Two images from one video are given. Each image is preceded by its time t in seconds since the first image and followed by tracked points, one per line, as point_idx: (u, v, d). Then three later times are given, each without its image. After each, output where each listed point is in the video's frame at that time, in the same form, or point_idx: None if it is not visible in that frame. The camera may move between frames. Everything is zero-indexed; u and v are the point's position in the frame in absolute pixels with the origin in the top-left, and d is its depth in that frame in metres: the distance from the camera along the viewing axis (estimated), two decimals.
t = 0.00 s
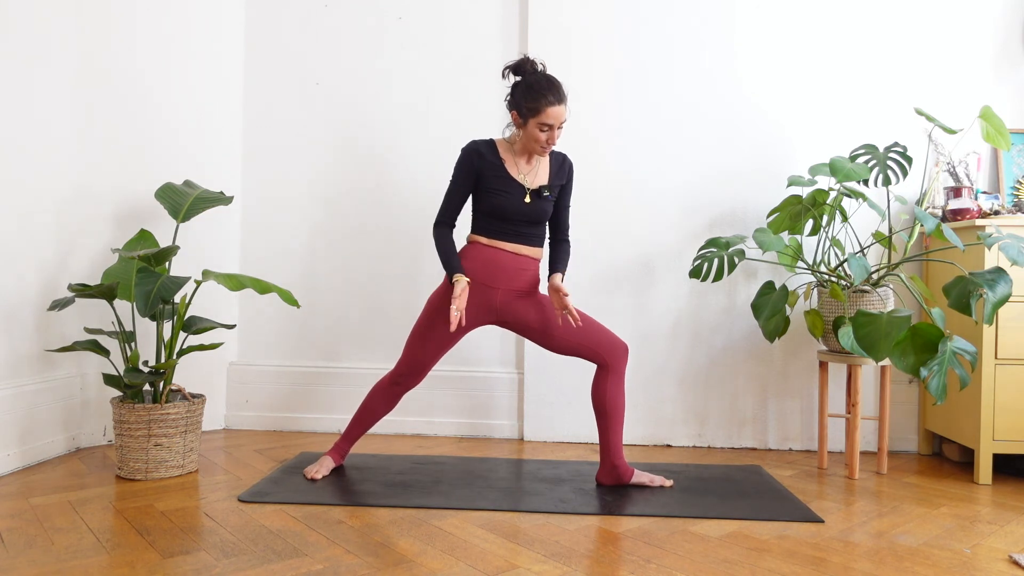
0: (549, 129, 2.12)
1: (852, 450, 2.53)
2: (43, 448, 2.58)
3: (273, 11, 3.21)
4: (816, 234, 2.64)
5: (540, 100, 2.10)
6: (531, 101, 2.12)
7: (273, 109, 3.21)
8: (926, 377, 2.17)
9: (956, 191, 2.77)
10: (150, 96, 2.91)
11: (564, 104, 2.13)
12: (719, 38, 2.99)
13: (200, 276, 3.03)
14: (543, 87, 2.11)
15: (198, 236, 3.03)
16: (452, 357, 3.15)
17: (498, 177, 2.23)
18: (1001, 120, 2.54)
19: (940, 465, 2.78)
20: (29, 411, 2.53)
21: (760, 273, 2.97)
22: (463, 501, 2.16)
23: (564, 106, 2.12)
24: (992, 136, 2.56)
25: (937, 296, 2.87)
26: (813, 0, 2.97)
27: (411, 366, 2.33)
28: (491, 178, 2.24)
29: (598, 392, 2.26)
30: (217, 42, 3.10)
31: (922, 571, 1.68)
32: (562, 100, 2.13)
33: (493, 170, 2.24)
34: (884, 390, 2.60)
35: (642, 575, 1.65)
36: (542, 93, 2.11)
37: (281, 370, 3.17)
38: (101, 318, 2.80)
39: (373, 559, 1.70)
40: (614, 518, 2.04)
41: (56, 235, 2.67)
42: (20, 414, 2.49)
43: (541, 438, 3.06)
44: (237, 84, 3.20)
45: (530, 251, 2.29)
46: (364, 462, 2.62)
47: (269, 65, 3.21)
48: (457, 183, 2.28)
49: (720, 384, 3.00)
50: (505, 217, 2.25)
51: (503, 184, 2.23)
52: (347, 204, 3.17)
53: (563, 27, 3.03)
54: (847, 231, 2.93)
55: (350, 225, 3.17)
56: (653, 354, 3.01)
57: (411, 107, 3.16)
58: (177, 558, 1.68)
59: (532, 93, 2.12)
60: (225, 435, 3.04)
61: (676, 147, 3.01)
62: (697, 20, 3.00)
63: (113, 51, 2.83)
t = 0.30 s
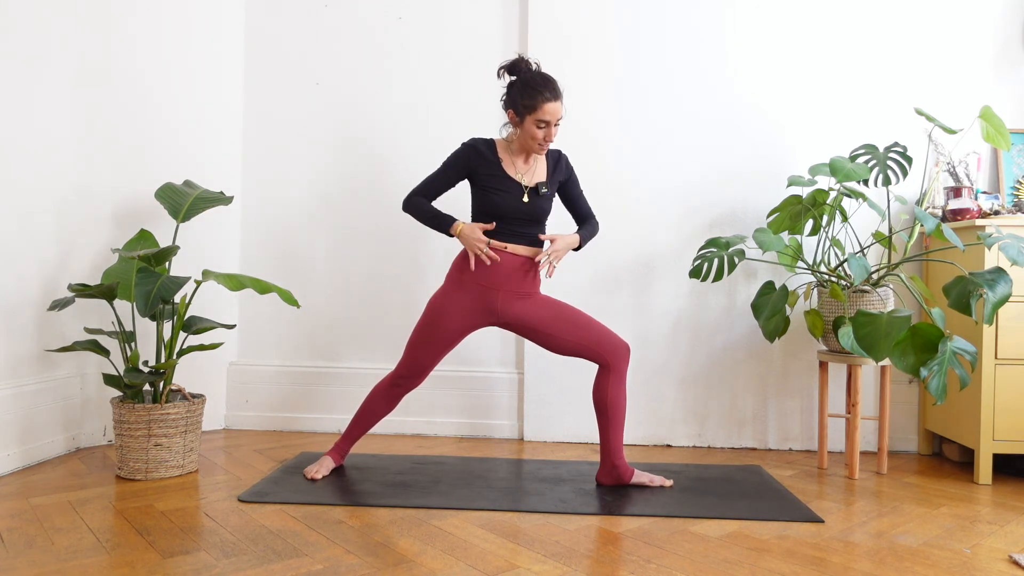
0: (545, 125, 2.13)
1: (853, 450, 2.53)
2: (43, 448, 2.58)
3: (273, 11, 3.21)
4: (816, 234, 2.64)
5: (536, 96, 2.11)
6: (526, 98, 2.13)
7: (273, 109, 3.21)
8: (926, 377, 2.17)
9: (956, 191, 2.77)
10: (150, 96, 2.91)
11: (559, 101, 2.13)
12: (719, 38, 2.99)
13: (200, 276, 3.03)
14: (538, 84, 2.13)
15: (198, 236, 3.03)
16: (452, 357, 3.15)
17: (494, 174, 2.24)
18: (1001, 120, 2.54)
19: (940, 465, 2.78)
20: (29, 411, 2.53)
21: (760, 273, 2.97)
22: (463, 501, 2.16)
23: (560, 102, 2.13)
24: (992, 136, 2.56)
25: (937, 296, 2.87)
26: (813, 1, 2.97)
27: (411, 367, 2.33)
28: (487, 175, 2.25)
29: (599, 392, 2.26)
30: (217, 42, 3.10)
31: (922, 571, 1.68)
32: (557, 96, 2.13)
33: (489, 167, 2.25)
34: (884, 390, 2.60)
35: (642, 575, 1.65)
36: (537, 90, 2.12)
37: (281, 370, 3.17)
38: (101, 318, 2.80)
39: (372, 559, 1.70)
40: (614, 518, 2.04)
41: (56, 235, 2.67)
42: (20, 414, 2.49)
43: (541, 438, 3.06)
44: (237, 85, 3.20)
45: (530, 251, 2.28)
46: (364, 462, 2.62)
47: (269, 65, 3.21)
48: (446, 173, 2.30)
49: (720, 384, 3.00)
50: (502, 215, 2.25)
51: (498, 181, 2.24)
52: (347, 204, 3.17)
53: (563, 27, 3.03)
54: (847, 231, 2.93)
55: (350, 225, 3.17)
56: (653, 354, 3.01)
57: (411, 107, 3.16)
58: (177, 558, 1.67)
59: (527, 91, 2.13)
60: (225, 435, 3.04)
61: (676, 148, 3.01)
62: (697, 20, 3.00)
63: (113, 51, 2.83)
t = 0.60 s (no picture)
0: (541, 116, 2.16)
1: (853, 450, 2.53)
2: (43, 448, 2.58)
3: (273, 11, 3.21)
4: (816, 234, 2.64)
5: (531, 88, 2.15)
6: (521, 90, 2.16)
7: (273, 109, 3.21)
8: (926, 377, 2.17)
9: (956, 191, 2.77)
10: (150, 96, 2.91)
11: (553, 92, 2.17)
12: (719, 38, 2.99)
13: (200, 276, 3.03)
14: (532, 76, 2.16)
15: (198, 236, 3.03)
16: (452, 357, 3.15)
17: (488, 169, 2.26)
18: (1001, 120, 2.54)
19: (940, 465, 2.78)
20: (29, 411, 2.53)
21: (760, 273, 2.97)
22: (463, 501, 2.16)
23: (553, 92, 2.17)
24: (992, 136, 2.56)
25: (937, 296, 2.87)
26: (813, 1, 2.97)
27: (411, 367, 2.33)
28: (482, 171, 2.26)
29: (599, 391, 2.26)
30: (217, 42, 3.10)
31: (922, 571, 1.68)
32: (550, 87, 2.18)
33: (484, 163, 2.26)
34: (884, 390, 2.60)
35: (642, 575, 1.65)
36: (531, 82, 2.16)
37: (281, 370, 3.17)
38: (101, 318, 2.80)
39: (372, 559, 1.70)
40: (614, 518, 2.04)
41: (56, 236, 2.67)
42: (20, 414, 2.49)
43: (541, 438, 3.06)
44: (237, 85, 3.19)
45: (530, 250, 2.29)
46: (364, 462, 2.62)
47: (269, 65, 3.21)
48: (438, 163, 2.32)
49: (720, 384, 3.00)
50: (497, 212, 2.25)
51: (493, 176, 2.25)
52: (346, 204, 3.17)
53: (563, 28, 3.03)
54: (847, 231, 2.93)
55: (350, 225, 3.17)
56: (653, 354, 3.01)
57: (411, 107, 3.16)
58: (177, 558, 1.67)
59: (521, 83, 2.16)
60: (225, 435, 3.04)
61: (676, 148, 3.01)
62: (696, 20, 3.00)
63: (113, 51, 2.83)
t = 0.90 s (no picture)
0: (539, 106, 2.20)
1: (853, 450, 2.53)
2: (43, 448, 2.58)
3: (274, 11, 3.21)
4: (816, 234, 2.64)
5: (527, 81, 2.20)
6: (517, 84, 2.20)
7: (273, 109, 3.21)
8: (926, 377, 2.17)
9: (956, 191, 2.77)
10: (151, 96, 2.91)
11: (548, 84, 2.23)
12: (719, 38, 3.00)
13: (200, 276, 3.03)
14: (526, 71, 2.22)
15: (198, 236, 3.03)
16: (451, 356, 3.15)
17: (487, 167, 2.27)
18: (1001, 120, 2.54)
19: (940, 465, 2.78)
20: (29, 411, 2.53)
21: (760, 273, 2.97)
22: (463, 501, 2.16)
23: (548, 84, 2.22)
24: (992, 136, 2.56)
25: (937, 296, 2.87)
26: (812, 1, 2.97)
27: (411, 368, 2.33)
28: (481, 169, 2.27)
29: (599, 391, 2.26)
30: (217, 42, 3.10)
31: (922, 571, 1.68)
32: (543, 79, 2.23)
33: (483, 160, 2.28)
34: (884, 390, 2.60)
35: (642, 575, 1.65)
36: (526, 76, 2.21)
37: (281, 370, 3.17)
38: (101, 318, 2.80)
39: (372, 559, 1.70)
40: (614, 518, 2.04)
41: (56, 236, 2.67)
42: (20, 414, 2.49)
43: (540, 438, 3.06)
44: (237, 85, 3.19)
45: (529, 250, 2.29)
46: (364, 462, 2.62)
47: (269, 65, 3.21)
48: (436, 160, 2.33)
49: (720, 385, 3.00)
50: (496, 209, 2.26)
51: (492, 173, 2.26)
52: (347, 204, 3.17)
53: (563, 28, 3.03)
54: (847, 231, 2.93)
55: (350, 225, 3.17)
56: (653, 354, 3.01)
57: (411, 107, 3.16)
58: (177, 558, 1.67)
59: (517, 78, 2.21)
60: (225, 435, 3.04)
61: (676, 148, 3.01)
62: (696, 20, 3.00)
63: (113, 51, 2.83)
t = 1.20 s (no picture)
0: (539, 104, 2.21)
1: (853, 450, 2.53)
2: (43, 448, 2.58)
3: (274, 11, 3.21)
4: (816, 234, 2.64)
5: (525, 80, 2.21)
6: (516, 83, 2.21)
7: (274, 109, 3.21)
8: (926, 377, 2.17)
9: (956, 191, 2.77)
10: (151, 96, 2.91)
11: (546, 83, 2.24)
12: (719, 38, 3.00)
13: (200, 276, 3.02)
14: (524, 70, 2.23)
15: (198, 236, 3.03)
16: (451, 357, 3.15)
17: (487, 166, 2.27)
18: (1001, 120, 2.53)
19: (940, 465, 2.78)
20: (29, 411, 2.53)
21: (760, 273, 2.97)
22: (463, 501, 2.16)
23: (546, 83, 2.24)
24: (992, 136, 2.56)
25: (937, 296, 2.87)
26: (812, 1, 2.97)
27: (411, 368, 2.33)
28: (481, 169, 2.27)
29: (599, 391, 2.26)
30: (217, 43, 3.10)
31: (922, 571, 1.68)
32: (541, 78, 2.25)
33: (483, 160, 2.28)
34: (884, 390, 2.60)
35: (642, 575, 1.65)
36: (524, 75, 2.22)
37: (281, 370, 3.17)
38: (101, 318, 2.80)
39: (372, 559, 1.70)
40: (614, 518, 2.04)
41: (56, 236, 2.67)
42: (20, 414, 2.49)
43: (540, 438, 3.06)
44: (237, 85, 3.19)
45: (529, 251, 2.28)
46: (364, 462, 2.62)
47: (269, 65, 3.21)
48: (436, 159, 2.33)
49: (720, 384, 3.00)
50: (496, 208, 2.26)
51: (492, 173, 2.26)
52: (347, 204, 3.17)
53: (563, 28, 3.03)
54: (847, 231, 2.93)
55: (350, 225, 3.17)
56: (653, 354, 3.01)
57: (411, 107, 3.16)
58: (177, 558, 1.67)
59: (515, 77, 2.22)
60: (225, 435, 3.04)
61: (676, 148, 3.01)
62: (697, 20, 3.00)
63: (113, 50, 2.83)
